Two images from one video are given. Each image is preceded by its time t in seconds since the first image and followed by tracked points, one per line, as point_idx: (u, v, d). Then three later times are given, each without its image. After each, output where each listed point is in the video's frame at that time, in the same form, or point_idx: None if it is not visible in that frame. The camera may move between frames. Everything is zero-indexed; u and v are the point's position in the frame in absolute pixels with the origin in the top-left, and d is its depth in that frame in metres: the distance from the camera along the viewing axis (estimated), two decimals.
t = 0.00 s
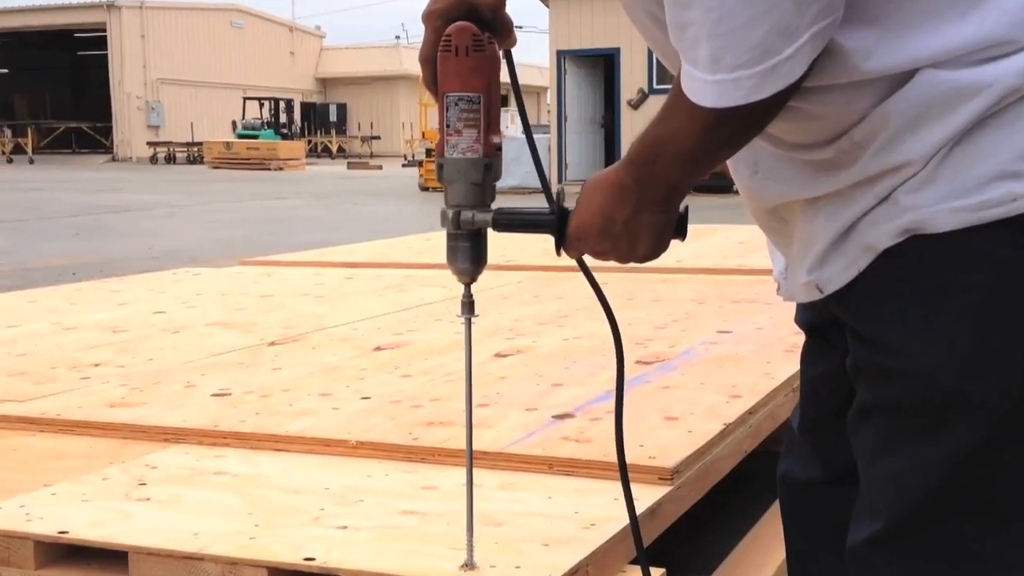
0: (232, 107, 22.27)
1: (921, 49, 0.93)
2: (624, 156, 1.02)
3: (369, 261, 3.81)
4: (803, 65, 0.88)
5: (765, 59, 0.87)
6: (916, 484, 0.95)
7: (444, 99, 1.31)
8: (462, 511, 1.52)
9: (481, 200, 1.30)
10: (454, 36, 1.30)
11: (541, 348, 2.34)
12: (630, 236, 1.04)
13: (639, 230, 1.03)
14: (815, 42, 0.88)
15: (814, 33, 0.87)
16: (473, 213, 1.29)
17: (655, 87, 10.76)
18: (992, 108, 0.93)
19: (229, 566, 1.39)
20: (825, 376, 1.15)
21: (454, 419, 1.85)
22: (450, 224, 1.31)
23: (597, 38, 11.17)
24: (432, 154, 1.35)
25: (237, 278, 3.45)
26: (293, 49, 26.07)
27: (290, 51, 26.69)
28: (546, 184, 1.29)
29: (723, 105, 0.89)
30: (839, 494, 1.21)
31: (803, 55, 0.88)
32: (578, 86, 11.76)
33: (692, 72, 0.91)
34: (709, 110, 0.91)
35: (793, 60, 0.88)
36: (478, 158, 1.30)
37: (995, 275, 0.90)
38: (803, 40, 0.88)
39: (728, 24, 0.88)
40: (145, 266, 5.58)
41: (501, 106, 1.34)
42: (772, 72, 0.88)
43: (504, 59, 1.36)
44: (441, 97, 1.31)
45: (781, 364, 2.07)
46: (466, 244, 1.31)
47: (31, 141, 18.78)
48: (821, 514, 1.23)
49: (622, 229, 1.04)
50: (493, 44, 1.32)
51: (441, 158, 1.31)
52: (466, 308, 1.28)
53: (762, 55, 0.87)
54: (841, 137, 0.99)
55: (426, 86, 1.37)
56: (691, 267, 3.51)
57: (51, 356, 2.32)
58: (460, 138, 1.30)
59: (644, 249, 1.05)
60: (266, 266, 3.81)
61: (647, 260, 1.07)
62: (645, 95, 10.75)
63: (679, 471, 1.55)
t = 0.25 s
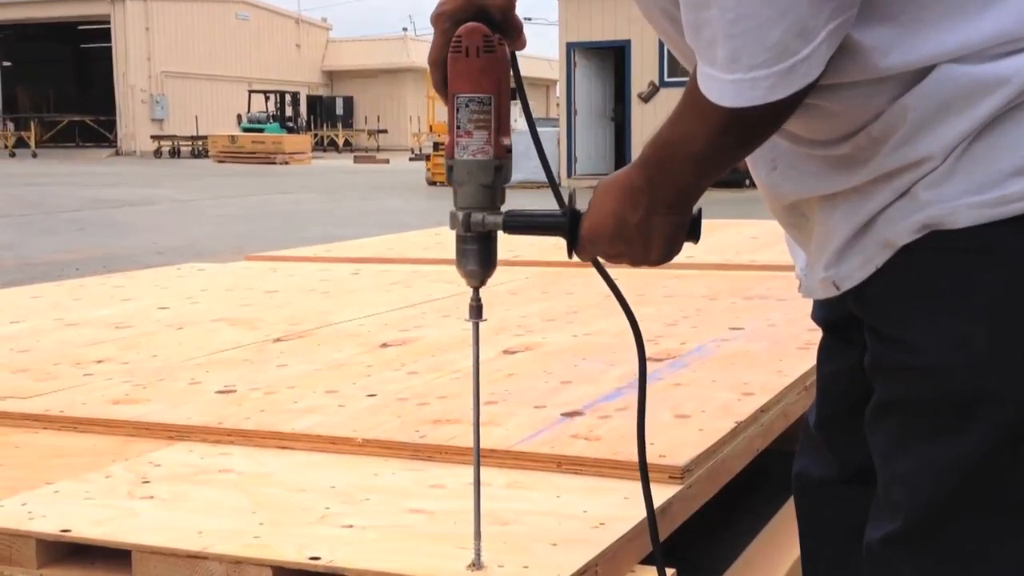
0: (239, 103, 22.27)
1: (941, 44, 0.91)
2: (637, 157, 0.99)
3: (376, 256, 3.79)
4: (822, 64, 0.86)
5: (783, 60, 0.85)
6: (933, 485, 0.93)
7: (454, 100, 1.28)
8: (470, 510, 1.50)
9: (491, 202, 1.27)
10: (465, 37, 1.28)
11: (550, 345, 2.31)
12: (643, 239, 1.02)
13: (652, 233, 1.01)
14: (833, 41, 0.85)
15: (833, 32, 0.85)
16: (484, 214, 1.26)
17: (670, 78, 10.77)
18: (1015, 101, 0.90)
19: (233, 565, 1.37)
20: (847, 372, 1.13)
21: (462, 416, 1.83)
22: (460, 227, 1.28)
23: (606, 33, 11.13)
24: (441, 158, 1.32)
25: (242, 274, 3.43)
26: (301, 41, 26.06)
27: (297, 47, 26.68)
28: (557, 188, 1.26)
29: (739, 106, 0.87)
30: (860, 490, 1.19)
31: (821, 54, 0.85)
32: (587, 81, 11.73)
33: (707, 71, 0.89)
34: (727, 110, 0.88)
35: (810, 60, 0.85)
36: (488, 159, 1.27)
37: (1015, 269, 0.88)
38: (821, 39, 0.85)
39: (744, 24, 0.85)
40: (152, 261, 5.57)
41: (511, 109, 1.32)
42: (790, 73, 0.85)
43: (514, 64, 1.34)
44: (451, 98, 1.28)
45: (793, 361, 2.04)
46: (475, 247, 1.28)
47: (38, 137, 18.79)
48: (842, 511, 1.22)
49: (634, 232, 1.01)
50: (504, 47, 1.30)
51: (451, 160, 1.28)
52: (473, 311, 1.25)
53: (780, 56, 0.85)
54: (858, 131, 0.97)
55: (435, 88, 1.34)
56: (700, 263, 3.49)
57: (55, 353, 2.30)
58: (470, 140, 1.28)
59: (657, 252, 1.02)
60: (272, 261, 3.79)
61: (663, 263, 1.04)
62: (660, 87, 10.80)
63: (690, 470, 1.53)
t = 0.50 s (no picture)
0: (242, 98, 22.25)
1: (957, 37, 0.88)
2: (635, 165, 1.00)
3: (378, 251, 3.76)
4: (833, 64, 0.85)
5: (794, 59, 0.84)
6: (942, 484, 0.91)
7: (454, 102, 1.26)
8: (472, 509, 1.48)
9: (493, 204, 1.26)
10: (466, 37, 1.26)
11: (554, 341, 2.29)
12: (646, 247, 1.02)
13: (655, 239, 1.01)
14: (845, 40, 0.84)
15: (845, 32, 0.84)
16: (486, 217, 1.24)
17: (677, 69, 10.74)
18: None
19: (233, 564, 1.35)
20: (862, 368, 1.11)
21: (465, 413, 1.81)
22: (462, 231, 1.27)
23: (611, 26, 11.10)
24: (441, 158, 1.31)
25: (242, 269, 3.41)
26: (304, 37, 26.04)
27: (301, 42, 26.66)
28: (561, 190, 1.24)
29: (748, 104, 0.86)
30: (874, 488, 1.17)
31: (833, 54, 0.84)
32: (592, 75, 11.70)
33: (715, 68, 0.87)
34: (735, 109, 0.87)
35: (822, 60, 0.84)
36: (489, 162, 1.26)
37: None
38: (833, 39, 0.84)
39: (755, 23, 0.84)
40: (154, 256, 5.55)
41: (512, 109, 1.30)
42: (800, 73, 0.84)
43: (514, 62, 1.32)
44: (451, 100, 1.26)
45: (801, 357, 2.02)
46: (477, 250, 1.27)
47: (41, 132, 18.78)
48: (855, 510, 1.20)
49: (637, 240, 1.01)
50: (505, 46, 1.28)
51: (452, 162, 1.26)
52: (477, 316, 1.24)
53: (790, 55, 0.84)
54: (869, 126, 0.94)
55: (434, 87, 1.32)
56: (706, 258, 3.46)
57: (53, 349, 2.28)
58: (472, 142, 1.26)
59: (661, 257, 1.02)
60: (273, 256, 3.77)
61: (665, 268, 1.05)
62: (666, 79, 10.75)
63: (696, 468, 1.50)
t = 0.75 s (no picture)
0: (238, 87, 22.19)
1: (973, 19, 0.88)
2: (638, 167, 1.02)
3: (377, 237, 3.74)
4: (852, 59, 0.86)
5: (812, 53, 0.85)
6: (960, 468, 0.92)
7: (460, 97, 1.26)
8: (472, 498, 1.46)
9: (497, 200, 1.25)
10: (473, 32, 1.25)
11: (555, 328, 2.27)
12: (651, 247, 1.04)
13: (659, 240, 1.03)
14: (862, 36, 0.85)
15: (864, 27, 0.85)
16: (491, 213, 1.24)
17: (678, 55, 10.71)
18: None
19: (229, 554, 1.33)
20: (870, 356, 1.11)
21: (465, 401, 1.79)
22: (466, 227, 1.26)
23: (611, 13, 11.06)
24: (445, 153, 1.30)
25: (239, 255, 3.39)
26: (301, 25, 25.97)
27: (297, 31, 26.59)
28: (568, 189, 1.24)
29: (766, 97, 0.87)
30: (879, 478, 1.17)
31: (852, 49, 0.85)
32: (591, 63, 11.66)
33: (730, 62, 0.88)
34: (751, 103, 0.88)
35: (841, 54, 0.85)
36: (495, 158, 1.25)
37: None
38: (853, 34, 0.85)
39: (773, 16, 0.85)
40: (151, 243, 5.53)
41: (517, 106, 1.30)
42: (819, 66, 0.85)
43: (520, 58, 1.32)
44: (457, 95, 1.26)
45: (805, 345, 2.00)
46: (481, 246, 1.26)
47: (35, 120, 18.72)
48: (857, 500, 1.20)
49: (642, 240, 1.04)
50: (511, 41, 1.28)
51: (457, 157, 1.26)
52: (480, 313, 1.23)
53: (809, 49, 0.85)
54: (881, 112, 0.95)
55: (439, 83, 1.32)
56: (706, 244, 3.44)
57: (47, 335, 2.26)
58: (477, 137, 1.25)
59: (666, 257, 1.04)
60: (269, 242, 3.75)
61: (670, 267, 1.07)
62: (666, 63, 10.72)
63: (699, 457, 1.49)
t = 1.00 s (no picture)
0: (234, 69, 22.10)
1: None
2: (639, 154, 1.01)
3: (375, 218, 3.71)
4: (866, 54, 0.86)
5: (824, 45, 0.85)
6: (968, 454, 0.91)
7: (455, 83, 1.23)
8: (472, 481, 1.44)
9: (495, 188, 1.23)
10: (470, 17, 1.23)
11: (554, 310, 2.25)
12: (653, 235, 1.02)
13: (661, 229, 1.02)
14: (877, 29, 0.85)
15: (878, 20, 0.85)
16: (490, 201, 1.22)
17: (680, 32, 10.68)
18: None
19: (228, 538, 1.32)
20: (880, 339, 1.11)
21: (464, 383, 1.77)
22: (463, 215, 1.23)
23: None
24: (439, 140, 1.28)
25: (234, 236, 3.36)
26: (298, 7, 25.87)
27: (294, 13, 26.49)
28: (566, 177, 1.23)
29: (776, 89, 0.87)
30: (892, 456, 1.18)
31: (866, 43, 0.85)
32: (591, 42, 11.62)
33: (740, 53, 0.88)
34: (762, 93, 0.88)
35: (856, 48, 0.85)
36: (493, 145, 1.23)
37: None
38: (868, 28, 0.85)
39: (785, 7, 0.85)
40: (147, 224, 5.50)
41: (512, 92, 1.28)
42: (831, 59, 0.85)
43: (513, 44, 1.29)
44: (453, 81, 1.23)
45: (809, 327, 1.98)
46: (477, 235, 1.24)
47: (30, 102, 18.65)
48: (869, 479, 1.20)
49: (643, 229, 1.02)
50: (507, 26, 1.26)
51: (454, 145, 1.23)
52: (478, 302, 1.21)
53: (821, 41, 0.85)
54: (898, 93, 0.95)
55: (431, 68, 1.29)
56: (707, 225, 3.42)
57: (41, 317, 2.24)
58: (474, 124, 1.23)
59: (668, 245, 1.03)
60: (265, 223, 3.72)
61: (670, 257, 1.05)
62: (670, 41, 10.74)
63: (702, 440, 1.47)
